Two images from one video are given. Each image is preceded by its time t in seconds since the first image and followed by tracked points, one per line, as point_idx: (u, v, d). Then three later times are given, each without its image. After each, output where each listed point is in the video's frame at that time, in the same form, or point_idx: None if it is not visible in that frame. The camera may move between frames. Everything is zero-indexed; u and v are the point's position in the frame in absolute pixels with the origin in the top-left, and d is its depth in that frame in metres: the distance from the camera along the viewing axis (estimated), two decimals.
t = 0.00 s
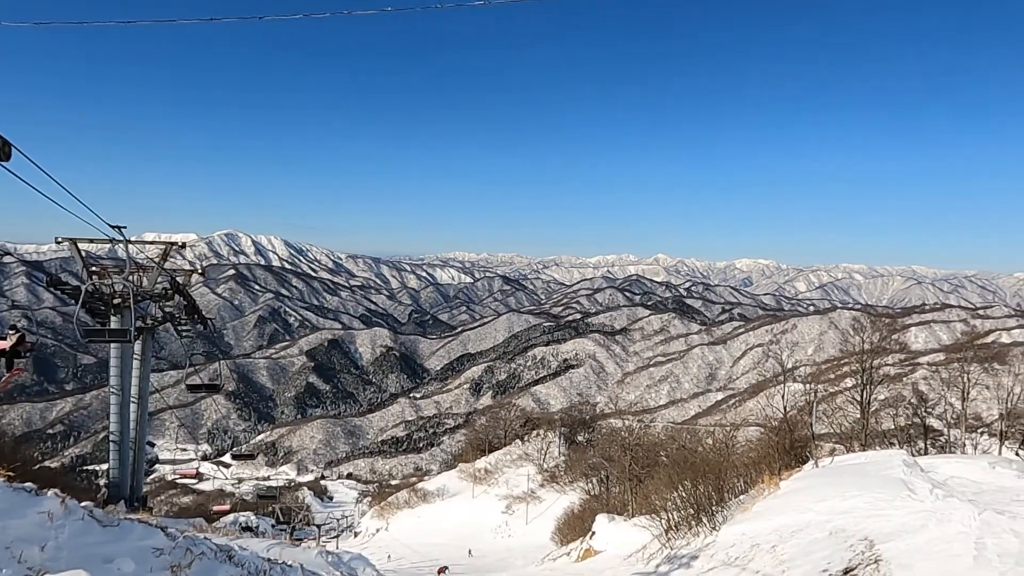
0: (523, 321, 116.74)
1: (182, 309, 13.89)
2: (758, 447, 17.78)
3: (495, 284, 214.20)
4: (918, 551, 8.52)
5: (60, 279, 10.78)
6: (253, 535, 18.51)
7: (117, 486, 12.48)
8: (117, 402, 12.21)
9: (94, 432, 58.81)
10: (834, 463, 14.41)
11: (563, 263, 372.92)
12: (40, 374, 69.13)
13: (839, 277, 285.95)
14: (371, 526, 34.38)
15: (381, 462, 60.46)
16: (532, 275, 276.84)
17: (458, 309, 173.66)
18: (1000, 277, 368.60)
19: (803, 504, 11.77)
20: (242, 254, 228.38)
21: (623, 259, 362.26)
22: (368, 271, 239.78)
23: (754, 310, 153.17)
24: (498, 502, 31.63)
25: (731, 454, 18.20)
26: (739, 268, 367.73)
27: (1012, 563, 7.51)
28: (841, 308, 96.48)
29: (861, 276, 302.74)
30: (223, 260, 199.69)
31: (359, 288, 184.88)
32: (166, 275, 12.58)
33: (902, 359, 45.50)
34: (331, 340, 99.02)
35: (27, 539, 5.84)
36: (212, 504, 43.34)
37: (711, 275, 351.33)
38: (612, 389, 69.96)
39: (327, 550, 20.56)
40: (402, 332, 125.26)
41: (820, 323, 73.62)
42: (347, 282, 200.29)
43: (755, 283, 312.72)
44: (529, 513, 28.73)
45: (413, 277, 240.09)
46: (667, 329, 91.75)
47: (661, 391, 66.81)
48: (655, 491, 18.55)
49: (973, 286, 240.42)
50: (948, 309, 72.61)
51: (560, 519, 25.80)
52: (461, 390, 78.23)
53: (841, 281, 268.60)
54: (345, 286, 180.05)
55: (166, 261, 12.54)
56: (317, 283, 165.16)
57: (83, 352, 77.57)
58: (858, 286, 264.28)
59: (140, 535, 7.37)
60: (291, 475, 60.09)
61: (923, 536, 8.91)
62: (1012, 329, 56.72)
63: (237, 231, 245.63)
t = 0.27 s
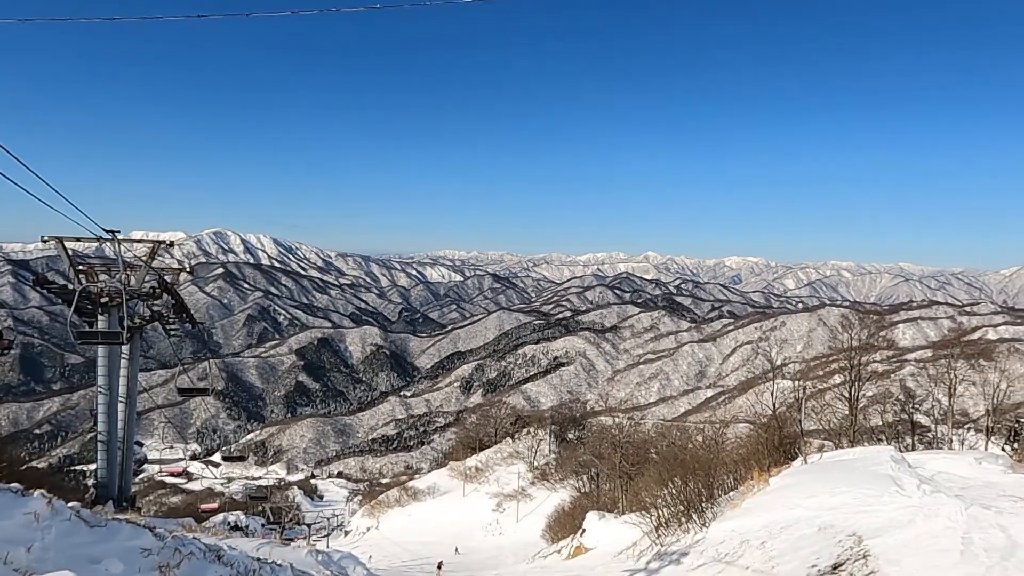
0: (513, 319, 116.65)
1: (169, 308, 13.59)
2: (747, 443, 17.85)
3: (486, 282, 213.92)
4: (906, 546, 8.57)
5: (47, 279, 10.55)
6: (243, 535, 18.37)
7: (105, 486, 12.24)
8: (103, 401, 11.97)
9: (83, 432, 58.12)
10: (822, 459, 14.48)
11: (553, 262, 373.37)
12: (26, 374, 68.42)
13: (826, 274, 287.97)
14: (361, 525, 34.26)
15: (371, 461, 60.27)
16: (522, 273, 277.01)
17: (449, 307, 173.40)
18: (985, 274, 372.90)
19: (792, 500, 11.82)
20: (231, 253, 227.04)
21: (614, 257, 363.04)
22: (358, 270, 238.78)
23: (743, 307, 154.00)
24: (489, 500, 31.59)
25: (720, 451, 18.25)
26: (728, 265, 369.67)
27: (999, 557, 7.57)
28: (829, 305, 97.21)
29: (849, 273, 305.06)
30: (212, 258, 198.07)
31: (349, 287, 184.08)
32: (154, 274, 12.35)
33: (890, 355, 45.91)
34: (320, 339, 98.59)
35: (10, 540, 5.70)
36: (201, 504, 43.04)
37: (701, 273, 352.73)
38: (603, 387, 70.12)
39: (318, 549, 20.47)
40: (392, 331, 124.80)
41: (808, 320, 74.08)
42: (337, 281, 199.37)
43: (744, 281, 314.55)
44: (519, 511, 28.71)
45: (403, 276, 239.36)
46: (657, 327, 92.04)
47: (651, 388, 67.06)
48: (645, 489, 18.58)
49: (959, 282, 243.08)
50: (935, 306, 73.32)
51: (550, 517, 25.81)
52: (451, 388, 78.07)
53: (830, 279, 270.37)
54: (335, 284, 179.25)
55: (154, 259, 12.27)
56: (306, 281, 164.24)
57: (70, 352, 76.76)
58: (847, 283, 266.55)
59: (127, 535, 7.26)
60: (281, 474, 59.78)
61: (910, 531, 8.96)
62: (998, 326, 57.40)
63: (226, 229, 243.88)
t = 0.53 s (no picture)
0: (507, 319, 116.64)
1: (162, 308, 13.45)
2: (740, 443, 17.90)
3: (479, 281, 213.80)
4: (898, 545, 8.59)
5: (39, 279, 10.40)
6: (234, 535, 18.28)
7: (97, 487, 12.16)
8: (96, 403, 11.84)
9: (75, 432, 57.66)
10: (813, 459, 14.54)
11: (547, 261, 373.75)
12: (17, 374, 67.90)
13: (818, 275, 289.41)
14: (355, 526, 34.18)
15: (364, 461, 60.10)
16: (516, 273, 277.25)
17: (442, 307, 173.26)
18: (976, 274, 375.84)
19: (785, 499, 11.84)
20: (224, 253, 225.95)
21: (607, 258, 363.53)
22: (352, 270, 238.18)
23: (736, 307, 154.59)
24: (482, 500, 31.54)
25: (713, 450, 18.28)
26: (721, 266, 370.97)
27: (990, 556, 7.59)
28: (821, 305, 97.70)
29: (841, 273, 306.72)
30: (204, 258, 197.00)
31: (342, 287, 183.57)
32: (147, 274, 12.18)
33: (882, 355, 46.18)
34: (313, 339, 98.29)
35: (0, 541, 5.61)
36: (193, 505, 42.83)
37: (694, 273, 353.72)
38: (596, 387, 70.21)
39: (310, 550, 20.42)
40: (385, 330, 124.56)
41: (801, 320, 74.42)
42: (330, 280, 198.85)
43: (737, 281, 315.83)
44: (513, 511, 28.67)
45: (396, 276, 238.86)
46: (650, 327, 92.24)
47: (644, 388, 67.23)
48: (638, 488, 18.57)
49: (950, 282, 245.12)
50: (927, 307, 73.79)
51: (544, 517, 25.79)
52: (445, 388, 77.97)
53: (822, 278, 271.76)
54: (328, 284, 178.72)
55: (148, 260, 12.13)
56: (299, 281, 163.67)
57: (62, 352, 76.24)
58: (839, 283, 268.14)
59: (118, 536, 7.17)
60: (274, 474, 59.55)
61: (902, 530, 8.98)
62: (988, 326, 57.85)
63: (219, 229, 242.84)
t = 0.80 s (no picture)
0: (498, 315, 116.55)
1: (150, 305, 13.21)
2: (730, 440, 17.97)
3: (470, 278, 213.46)
4: (885, 540, 8.64)
5: (26, 276, 10.21)
6: (223, 532, 18.18)
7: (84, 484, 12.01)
8: (84, 400, 11.66)
9: (62, 429, 57.09)
10: (802, 455, 14.62)
11: (537, 258, 373.92)
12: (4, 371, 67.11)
13: (808, 271, 291.16)
14: (345, 522, 34.10)
15: (355, 457, 59.92)
16: (507, 270, 277.10)
17: (433, 304, 172.95)
18: (963, 271, 379.34)
19: (773, 495, 11.91)
20: (213, 249, 224.21)
21: (598, 255, 363.99)
22: (342, 266, 237.15)
23: (726, 303, 155.29)
24: (473, 497, 31.51)
25: (703, 447, 18.34)
26: (711, 262, 372.59)
27: (976, 550, 7.64)
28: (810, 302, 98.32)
29: (830, 270, 309.00)
30: (193, 254, 195.24)
31: (332, 283, 182.69)
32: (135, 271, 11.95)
33: (871, 351, 46.51)
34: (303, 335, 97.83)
35: None
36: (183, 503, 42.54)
37: (684, 270, 354.94)
38: (587, 383, 70.32)
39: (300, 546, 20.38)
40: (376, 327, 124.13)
41: (790, 317, 74.83)
42: (320, 277, 197.80)
43: (727, 277, 317.55)
44: (503, 507, 28.64)
45: (387, 273, 237.99)
46: (640, 323, 92.48)
47: (635, 384, 67.44)
48: (628, 485, 18.59)
49: (938, 279, 247.45)
50: (915, 303, 74.36)
51: (534, 513, 25.79)
52: (435, 385, 77.83)
53: (811, 275, 273.47)
54: (318, 281, 177.83)
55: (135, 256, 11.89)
56: (289, 277, 162.74)
57: (49, 348, 75.53)
58: (828, 280, 270.05)
59: (107, 533, 7.07)
60: (264, 471, 59.26)
61: (890, 526, 9.04)
62: (975, 322, 58.39)
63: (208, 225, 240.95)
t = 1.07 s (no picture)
0: (482, 315, 116.37)
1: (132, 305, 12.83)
2: (713, 438, 18.06)
3: (455, 277, 212.86)
4: (866, 537, 8.70)
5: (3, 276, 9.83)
6: (205, 535, 17.91)
7: (63, 486, 11.68)
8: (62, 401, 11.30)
9: (40, 431, 56.05)
10: (784, 454, 14.73)
11: (522, 258, 374.05)
12: None
13: (789, 271, 294.26)
14: (329, 523, 33.84)
15: (338, 458, 59.48)
16: (491, 269, 276.94)
17: (417, 303, 172.31)
18: (941, 270, 385.80)
19: (756, 493, 11.98)
20: (194, 248, 221.31)
21: (583, 254, 364.90)
22: (325, 265, 235.37)
23: (709, 303, 156.46)
24: (458, 496, 31.37)
25: (687, 445, 18.41)
26: (694, 262, 375.30)
27: (955, 546, 7.70)
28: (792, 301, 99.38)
29: (811, 269, 312.68)
30: (173, 254, 192.53)
31: (316, 283, 181.17)
32: (116, 270, 11.57)
33: (852, 350, 47.04)
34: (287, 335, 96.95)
35: None
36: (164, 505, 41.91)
37: (668, 269, 356.97)
38: (571, 382, 70.46)
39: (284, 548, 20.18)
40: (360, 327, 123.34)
41: (772, 316, 75.52)
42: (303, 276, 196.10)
43: (710, 277, 320.06)
44: (489, 507, 28.54)
45: (371, 272, 236.52)
46: (624, 323, 92.86)
47: (619, 383, 67.72)
48: (613, 483, 18.59)
49: (917, 279, 251.48)
50: (895, 302, 75.42)
51: (519, 512, 25.73)
52: (419, 385, 77.50)
53: (793, 275, 276.44)
54: (301, 281, 176.23)
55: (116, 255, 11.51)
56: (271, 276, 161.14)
57: (27, 349, 74.17)
58: (809, 280, 273.28)
59: (86, 536, 6.89)
60: (247, 472, 58.63)
61: (871, 522, 9.11)
62: (954, 321, 59.33)
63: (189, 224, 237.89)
